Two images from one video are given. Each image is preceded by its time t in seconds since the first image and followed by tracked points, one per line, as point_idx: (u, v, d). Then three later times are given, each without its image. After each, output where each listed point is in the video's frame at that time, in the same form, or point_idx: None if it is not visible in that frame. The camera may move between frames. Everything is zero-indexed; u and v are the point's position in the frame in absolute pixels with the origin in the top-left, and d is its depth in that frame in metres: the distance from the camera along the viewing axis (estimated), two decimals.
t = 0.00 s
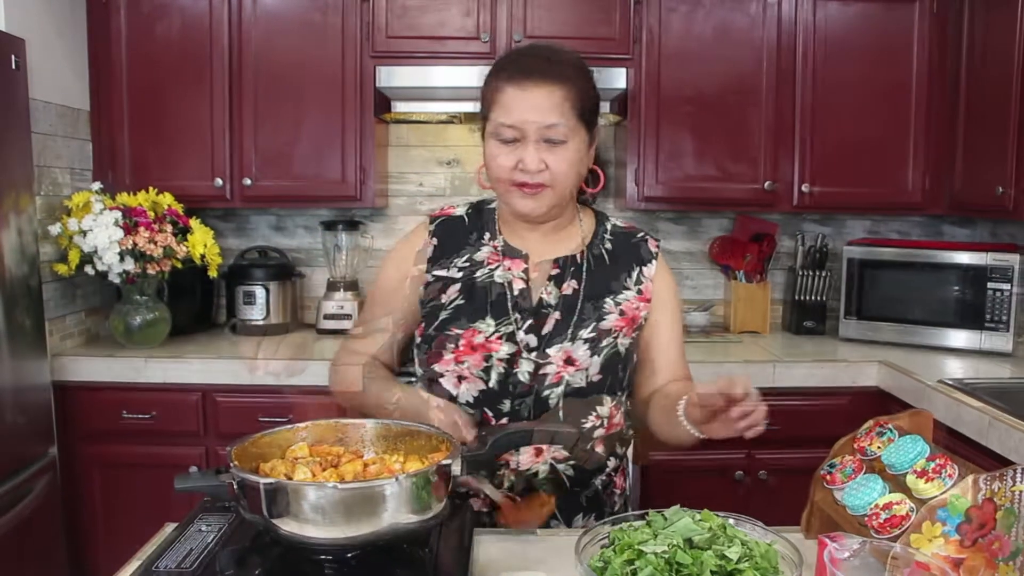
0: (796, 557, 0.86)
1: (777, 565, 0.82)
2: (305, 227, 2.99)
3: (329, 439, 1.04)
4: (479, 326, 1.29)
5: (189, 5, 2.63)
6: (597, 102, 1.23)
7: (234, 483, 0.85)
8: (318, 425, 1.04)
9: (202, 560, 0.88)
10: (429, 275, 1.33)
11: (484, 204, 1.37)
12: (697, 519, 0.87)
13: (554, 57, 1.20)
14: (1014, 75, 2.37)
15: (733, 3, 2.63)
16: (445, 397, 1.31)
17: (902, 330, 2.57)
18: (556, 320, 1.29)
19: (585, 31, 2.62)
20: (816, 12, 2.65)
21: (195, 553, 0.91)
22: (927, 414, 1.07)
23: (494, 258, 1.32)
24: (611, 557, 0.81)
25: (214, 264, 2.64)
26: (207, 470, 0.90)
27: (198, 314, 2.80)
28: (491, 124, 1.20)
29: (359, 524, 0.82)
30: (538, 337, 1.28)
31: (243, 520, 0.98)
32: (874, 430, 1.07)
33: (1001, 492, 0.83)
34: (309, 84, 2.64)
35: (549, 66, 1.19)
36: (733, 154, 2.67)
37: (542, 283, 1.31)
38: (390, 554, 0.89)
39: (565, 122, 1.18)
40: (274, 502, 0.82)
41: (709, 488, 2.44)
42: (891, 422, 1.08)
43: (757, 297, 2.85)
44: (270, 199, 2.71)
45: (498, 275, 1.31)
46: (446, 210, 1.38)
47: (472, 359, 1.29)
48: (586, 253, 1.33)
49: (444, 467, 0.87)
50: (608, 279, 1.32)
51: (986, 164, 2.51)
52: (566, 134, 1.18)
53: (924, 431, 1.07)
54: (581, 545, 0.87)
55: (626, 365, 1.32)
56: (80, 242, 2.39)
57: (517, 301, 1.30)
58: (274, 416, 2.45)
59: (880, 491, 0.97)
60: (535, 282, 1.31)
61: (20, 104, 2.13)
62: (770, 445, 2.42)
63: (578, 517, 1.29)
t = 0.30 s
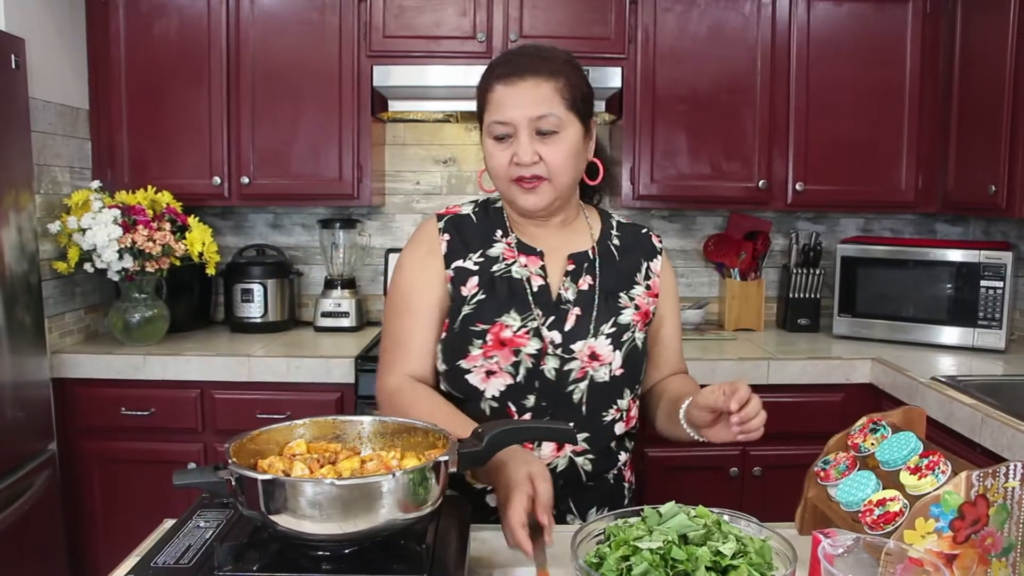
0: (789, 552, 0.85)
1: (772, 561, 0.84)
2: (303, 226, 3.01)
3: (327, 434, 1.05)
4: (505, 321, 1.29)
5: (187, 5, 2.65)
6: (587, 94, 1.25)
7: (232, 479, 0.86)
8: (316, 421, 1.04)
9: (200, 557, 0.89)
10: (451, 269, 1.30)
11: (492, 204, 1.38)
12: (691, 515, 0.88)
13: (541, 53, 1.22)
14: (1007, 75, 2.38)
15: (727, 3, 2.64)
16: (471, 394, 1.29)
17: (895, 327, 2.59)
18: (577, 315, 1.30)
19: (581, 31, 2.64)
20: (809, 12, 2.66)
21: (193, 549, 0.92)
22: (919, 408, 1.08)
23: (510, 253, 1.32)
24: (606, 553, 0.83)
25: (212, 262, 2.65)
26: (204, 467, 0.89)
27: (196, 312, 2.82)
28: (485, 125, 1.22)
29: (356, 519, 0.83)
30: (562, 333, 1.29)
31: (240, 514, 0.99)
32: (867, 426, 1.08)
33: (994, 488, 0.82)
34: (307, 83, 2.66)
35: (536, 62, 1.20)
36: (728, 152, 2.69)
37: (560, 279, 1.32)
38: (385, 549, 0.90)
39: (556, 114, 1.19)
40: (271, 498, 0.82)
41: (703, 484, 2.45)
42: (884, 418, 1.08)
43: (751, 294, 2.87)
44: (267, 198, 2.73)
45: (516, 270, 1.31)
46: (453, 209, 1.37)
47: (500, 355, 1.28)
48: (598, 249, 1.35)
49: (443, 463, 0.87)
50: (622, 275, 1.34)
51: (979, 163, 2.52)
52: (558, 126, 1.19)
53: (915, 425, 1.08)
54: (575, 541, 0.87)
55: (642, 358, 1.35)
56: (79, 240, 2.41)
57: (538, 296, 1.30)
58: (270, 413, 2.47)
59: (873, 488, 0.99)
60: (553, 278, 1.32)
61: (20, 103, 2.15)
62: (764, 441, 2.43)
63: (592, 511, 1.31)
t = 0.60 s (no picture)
0: (784, 548, 0.85)
1: (766, 556, 0.84)
2: (300, 224, 3.02)
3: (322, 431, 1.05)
4: (511, 317, 1.29)
5: (186, 5, 2.66)
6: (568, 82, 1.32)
7: (229, 475, 0.86)
8: (313, 418, 1.05)
9: (199, 553, 0.91)
10: (455, 266, 1.31)
11: (489, 204, 1.40)
12: (686, 511, 0.89)
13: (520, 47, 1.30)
14: (999, 75, 2.40)
15: (721, 3, 2.66)
16: (478, 391, 1.30)
17: (888, 325, 2.60)
18: (580, 312, 1.31)
19: (576, 30, 2.65)
20: (803, 12, 2.68)
21: (191, 545, 0.94)
22: (912, 405, 1.07)
23: (511, 252, 1.33)
24: (602, 550, 0.83)
25: (210, 261, 2.66)
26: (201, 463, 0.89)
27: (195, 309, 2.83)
28: (475, 114, 1.27)
29: (354, 516, 0.84)
30: (567, 330, 1.30)
31: (238, 510, 1.00)
32: (861, 423, 1.08)
33: (987, 485, 0.81)
34: (305, 83, 2.67)
35: (517, 51, 1.28)
36: (723, 152, 2.70)
37: (562, 277, 1.34)
38: (384, 544, 0.91)
39: (542, 89, 1.25)
40: (269, 494, 0.82)
41: (698, 481, 2.47)
42: (877, 414, 1.08)
43: (746, 292, 2.88)
44: (266, 196, 2.74)
45: (518, 268, 1.32)
46: (450, 209, 1.38)
47: (508, 352, 1.29)
48: (596, 246, 1.37)
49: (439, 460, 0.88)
50: (621, 272, 1.37)
51: (972, 162, 2.54)
52: (546, 101, 1.25)
53: (909, 421, 1.07)
54: (570, 538, 0.87)
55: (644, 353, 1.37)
56: (78, 238, 2.42)
57: (541, 294, 1.31)
58: (268, 410, 2.48)
59: (866, 484, 1.00)
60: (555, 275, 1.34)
61: (20, 103, 2.17)
62: (758, 438, 2.45)
63: (596, 506, 1.34)
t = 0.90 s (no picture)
0: (781, 546, 0.85)
1: (763, 554, 0.85)
2: (299, 223, 3.03)
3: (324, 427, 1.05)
4: (495, 316, 1.30)
5: (185, 4, 2.67)
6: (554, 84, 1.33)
7: (229, 474, 0.86)
8: (312, 417, 1.05)
9: (198, 551, 0.91)
10: (438, 268, 1.32)
11: (473, 204, 1.40)
12: (684, 510, 0.89)
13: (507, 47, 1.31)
14: (996, 74, 2.40)
15: (719, 3, 2.66)
16: (465, 391, 1.31)
17: (885, 324, 2.61)
18: (565, 308, 1.32)
19: (574, 30, 2.66)
20: (801, 12, 2.69)
21: (191, 543, 0.94)
22: (909, 404, 1.08)
23: (494, 251, 1.34)
24: (600, 548, 0.83)
25: (210, 260, 2.67)
26: (201, 462, 0.88)
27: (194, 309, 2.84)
28: (462, 113, 1.27)
29: (353, 514, 0.84)
30: (551, 327, 1.31)
31: (237, 508, 1.01)
32: (858, 422, 1.09)
33: (984, 484, 0.80)
34: (304, 82, 2.68)
35: (504, 52, 1.29)
36: (721, 152, 2.71)
37: (546, 274, 1.34)
38: (383, 543, 0.91)
39: (529, 90, 1.26)
40: (268, 493, 0.83)
41: (696, 479, 2.47)
42: (875, 414, 1.09)
43: (743, 291, 2.89)
44: (265, 196, 2.75)
45: (501, 267, 1.33)
46: (434, 211, 1.39)
47: (493, 349, 1.30)
48: (580, 242, 1.37)
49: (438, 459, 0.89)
50: (606, 267, 1.37)
51: (970, 162, 2.54)
52: (533, 103, 1.26)
53: (906, 420, 1.08)
54: (569, 535, 0.88)
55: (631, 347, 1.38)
56: (78, 238, 2.42)
57: (526, 292, 1.31)
58: (268, 409, 2.49)
59: (863, 483, 1.00)
60: (539, 273, 1.34)
61: (20, 102, 2.17)
62: (756, 437, 2.46)
63: (588, 504, 1.34)
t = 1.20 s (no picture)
0: (781, 546, 0.85)
1: (763, 554, 0.85)
2: (299, 223, 3.03)
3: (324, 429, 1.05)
4: (481, 314, 1.30)
5: (186, 4, 2.66)
6: (540, 85, 1.30)
7: (229, 474, 0.86)
8: (312, 417, 1.05)
9: (198, 550, 0.91)
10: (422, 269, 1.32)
11: (457, 205, 1.40)
12: (684, 510, 0.89)
13: (493, 47, 1.28)
14: (996, 74, 2.40)
15: (720, 3, 2.66)
16: (452, 390, 1.30)
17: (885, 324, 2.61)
18: (551, 306, 1.32)
19: (574, 30, 2.66)
20: (801, 12, 2.69)
21: (190, 543, 0.94)
22: (909, 404, 1.08)
23: (479, 251, 1.34)
24: (599, 548, 0.83)
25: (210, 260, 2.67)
26: (201, 462, 0.88)
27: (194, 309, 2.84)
28: (443, 119, 1.26)
29: (353, 514, 0.84)
30: (538, 325, 1.31)
31: (237, 509, 1.01)
32: (857, 422, 1.09)
33: (984, 483, 0.80)
34: (303, 82, 2.68)
35: (488, 56, 1.26)
36: (721, 152, 2.71)
37: (531, 273, 1.35)
38: (383, 543, 0.91)
39: (510, 102, 1.23)
40: (268, 492, 0.83)
41: (697, 479, 2.47)
42: (874, 414, 1.09)
43: (743, 291, 2.89)
44: (265, 196, 2.75)
45: (487, 267, 1.33)
46: (420, 212, 1.39)
47: (479, 348, 1.30)
48: (565, 241, 1.38)
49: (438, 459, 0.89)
50: (592, 266, 1.38)
51: (970, 162, 2.54)
52: (513, 114, 1.24)
53: (905, 420, 1.08)
54: (569, 535, 0.87)
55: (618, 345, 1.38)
56: (78, 238, 2.42)
57: (511, 291, 1.32)
58: (268, 409, 2.49)
59: (863, 483, 1.00)
60: (524, 272, 1.35)
61: (20, 102, 2.17)
62: (756, 436, 2.46)
63: (578, 502, 1.34)
